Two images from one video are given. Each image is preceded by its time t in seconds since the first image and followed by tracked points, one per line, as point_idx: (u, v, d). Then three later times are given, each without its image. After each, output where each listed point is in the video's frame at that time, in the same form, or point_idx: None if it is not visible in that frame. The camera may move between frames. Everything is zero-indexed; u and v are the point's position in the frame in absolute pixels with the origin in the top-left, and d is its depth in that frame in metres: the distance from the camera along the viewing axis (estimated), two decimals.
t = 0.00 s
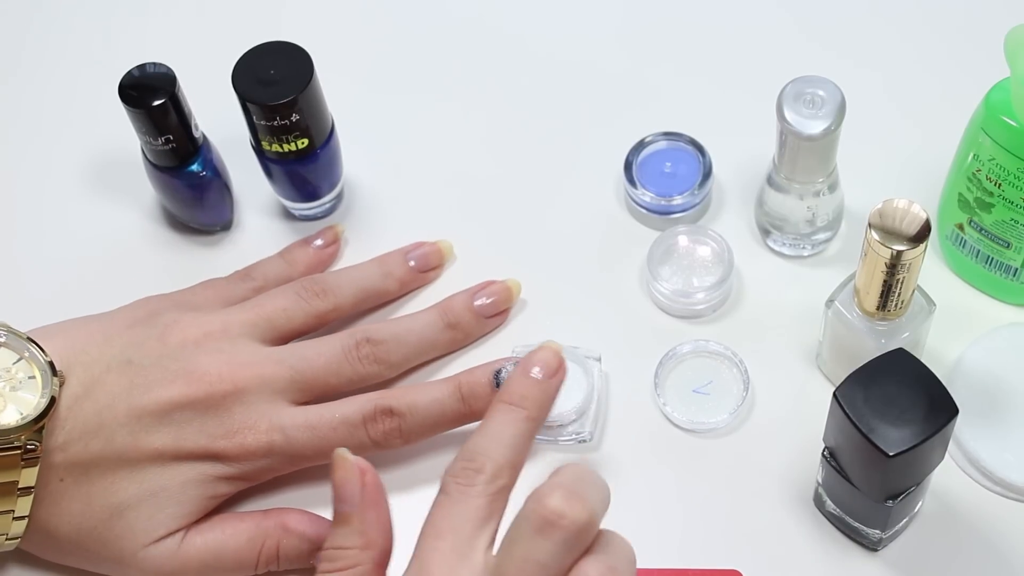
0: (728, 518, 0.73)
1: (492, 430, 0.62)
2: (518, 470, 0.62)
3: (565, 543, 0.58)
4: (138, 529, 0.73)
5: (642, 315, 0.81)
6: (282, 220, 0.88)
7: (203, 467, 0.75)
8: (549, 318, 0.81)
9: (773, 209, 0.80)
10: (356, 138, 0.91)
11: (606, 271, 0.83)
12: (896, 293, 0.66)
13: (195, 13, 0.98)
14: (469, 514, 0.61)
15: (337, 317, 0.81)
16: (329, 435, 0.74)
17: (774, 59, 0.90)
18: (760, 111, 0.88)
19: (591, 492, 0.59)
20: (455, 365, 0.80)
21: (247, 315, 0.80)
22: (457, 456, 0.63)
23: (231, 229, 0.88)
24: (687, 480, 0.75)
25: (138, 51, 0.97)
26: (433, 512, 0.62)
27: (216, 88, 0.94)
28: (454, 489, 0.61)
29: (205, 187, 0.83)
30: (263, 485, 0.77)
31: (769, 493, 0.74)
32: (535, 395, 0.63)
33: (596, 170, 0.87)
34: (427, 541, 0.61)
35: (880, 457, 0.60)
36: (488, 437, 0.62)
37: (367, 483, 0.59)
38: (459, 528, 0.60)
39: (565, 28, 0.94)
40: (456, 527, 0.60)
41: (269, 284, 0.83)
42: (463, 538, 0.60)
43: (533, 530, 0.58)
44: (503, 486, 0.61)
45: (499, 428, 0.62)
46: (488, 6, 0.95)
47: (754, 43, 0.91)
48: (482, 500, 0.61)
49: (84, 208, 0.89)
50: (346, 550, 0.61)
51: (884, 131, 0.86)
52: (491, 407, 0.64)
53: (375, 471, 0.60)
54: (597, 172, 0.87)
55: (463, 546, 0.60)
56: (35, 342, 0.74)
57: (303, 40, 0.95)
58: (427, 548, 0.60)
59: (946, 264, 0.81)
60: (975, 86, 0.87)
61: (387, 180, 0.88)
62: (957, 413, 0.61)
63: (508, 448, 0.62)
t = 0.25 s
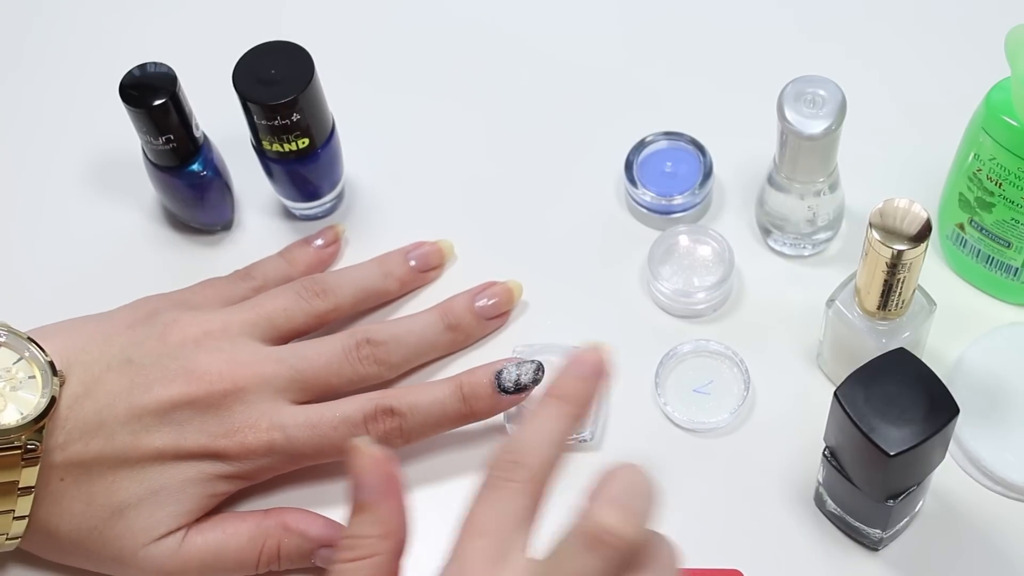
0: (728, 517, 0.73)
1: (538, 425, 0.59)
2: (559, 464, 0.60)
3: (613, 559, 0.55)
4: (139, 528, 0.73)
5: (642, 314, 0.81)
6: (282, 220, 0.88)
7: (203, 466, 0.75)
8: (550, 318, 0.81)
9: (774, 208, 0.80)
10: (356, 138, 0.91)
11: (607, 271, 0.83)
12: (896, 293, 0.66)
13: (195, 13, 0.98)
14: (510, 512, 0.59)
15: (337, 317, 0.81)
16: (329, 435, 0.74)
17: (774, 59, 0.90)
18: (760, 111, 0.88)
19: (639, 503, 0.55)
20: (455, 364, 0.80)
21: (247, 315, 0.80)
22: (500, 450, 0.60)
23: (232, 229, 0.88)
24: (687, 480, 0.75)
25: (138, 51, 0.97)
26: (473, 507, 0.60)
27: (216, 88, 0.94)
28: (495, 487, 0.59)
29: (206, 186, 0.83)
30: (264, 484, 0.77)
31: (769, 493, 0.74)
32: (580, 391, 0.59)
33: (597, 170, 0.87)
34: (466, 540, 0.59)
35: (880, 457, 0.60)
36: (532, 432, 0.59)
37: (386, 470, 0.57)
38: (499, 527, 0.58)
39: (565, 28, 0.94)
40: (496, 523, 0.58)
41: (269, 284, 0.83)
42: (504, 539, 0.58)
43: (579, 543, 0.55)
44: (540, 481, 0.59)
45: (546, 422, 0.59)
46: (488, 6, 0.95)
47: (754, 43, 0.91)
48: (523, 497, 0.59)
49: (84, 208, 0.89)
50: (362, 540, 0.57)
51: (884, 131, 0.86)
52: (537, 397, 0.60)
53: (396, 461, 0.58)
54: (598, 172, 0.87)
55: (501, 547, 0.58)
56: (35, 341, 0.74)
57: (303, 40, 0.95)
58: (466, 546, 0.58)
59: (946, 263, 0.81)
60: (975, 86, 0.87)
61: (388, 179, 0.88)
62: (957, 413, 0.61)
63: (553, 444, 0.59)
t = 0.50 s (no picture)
0: (728, 518, 0.73)
1: (502, 413, 0.60)
2: (533, 451, 0.61)
3: (598, 511, 0.56)
4: (138, 528, 0.73)
5: (642, 315, 0.81)
6: (282, 220, 0.88)
7: (203, 465, 0.75)
8: (549, 318, 0.81)
9: (774, 209, 0.80)
10: (356, 138, 0.91)
11: (606, 271, 0.83)
12: (896, 293, 0.66)
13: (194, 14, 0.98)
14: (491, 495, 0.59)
15: (337, 317, 0.81)
16: (328, 435, 0.74)
17: (774, 59, 0.90)
18: (760, 112, 0.88)
19: (617, 456, 0.57)
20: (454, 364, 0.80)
21: (247, 315, 0.80)
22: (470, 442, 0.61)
23: (232, 229, 0.88)
24: (687, 481, 0.75)
25: (138, 51, 0.97)
26: (454, 495, 0.60)
27: (216, 88, 0.94)
28: (472, 472, 0.60)
29: (205, 187, 0.83)
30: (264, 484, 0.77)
31: (769, 494, 0.74)
32: (542, 376, 0.60)
33: (596, 170, 0.87)
34: (450, 525, 0.59)
35: (880, 457, 0.60)
36: (499, 419, 0.60)
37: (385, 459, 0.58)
38: (484, 508, 0.59)
39: (565, 28, 0.94)
40: (480, 507, 0.59)
41: (269, 284, 0.83)
42: (488, 520, 0.59)
43: (561, 501, 0.56)
44: (519, 466, 0.60)
45: (509, 409, 0.60)
46: (488, 6, 0.95)
47: (754, 43, 0.91)
48: (502, 482, 0.59)
49: (84, 208, 0.89)
50: (374, 534, 0.60)
51: (884, 131, 0.86)
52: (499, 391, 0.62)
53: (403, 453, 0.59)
54: (597, 172, 0.87)
55: (488, 528, 0.59)
56: (34, 341, 0.74)
57: (303, 40, 0.95)
58: (452, 527, 0.59)
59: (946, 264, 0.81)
60: (975, 86, 0.87)
61: (387, 180, 0.88)
62: (957, 413, 0.61)
63: (521, 428, 0.60)
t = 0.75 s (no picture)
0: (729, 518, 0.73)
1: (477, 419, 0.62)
2: (508, 456, 0.62)
3: (579, 504, 0.56)
4: (137, 527, 0.73)
5: (642, 315, 0.81)
6: (283, 220, 0.88)
7: (202, 465, 0.75)
8: (549, 318, 0.81)
9: (774, 209, 0.80)
10: (356, 138, 0.91)
11: (606, 271, 0.83)
12: (896, 293, 0.66)
13: (194, 14, 0.97)
14: (471, 495, 0.60)
15: (336, 318, 0.81)
16: (328, 434, 0.75)
17: (774, 59, 0.90)
18: (760, 111, 0.88)
19: (594, 450, 0.57)
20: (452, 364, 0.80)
21: (247, 315, 0.80)
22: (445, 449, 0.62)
23: (232, 229, 0.88)
24: (687, 481, 0.75)
25: (138, 51, 0.97)
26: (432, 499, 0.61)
27: (216, 88, 0.94)
28: (449, 475, 0.61)
29: (206, 187, 0.83)
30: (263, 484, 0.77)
31: (769, 494, 0.74)
32: (511, 379, 0.63)
33: (596, 170, 0.87)
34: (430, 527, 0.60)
35: (880, 457, 0.60)
36: (475, 423, 0.62)
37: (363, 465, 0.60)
38: (463, 508, 0.60)
39: (566, 28, 0.94)
40: (459, 507, 0.60)
41: (269, 285, 0.83)
42: (470, 519, 0.59)
43: (542, 496, 0.56)
44: (497, 471, 0.61)
45: (483, 415, 0.62)
46: (488, 6, 0.95)
47: (754, 43, 0.91)
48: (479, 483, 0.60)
49: (84, 208, 0.89)
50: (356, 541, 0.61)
51: (884, 131, 0.86)
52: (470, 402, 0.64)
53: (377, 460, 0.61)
54: (597, 172, 0.87)
55: (469, 526, 0.59)
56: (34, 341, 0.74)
57: (303, 40, 0.95)
58: (435, 532, 0.59)
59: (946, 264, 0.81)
60: (975, 86, 0.87)
61: (387, 180, 0.88)
62: (957, 413, 0.61)
63: (498, 430, 0.62)
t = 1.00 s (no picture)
0: (729, 518, 0.73)
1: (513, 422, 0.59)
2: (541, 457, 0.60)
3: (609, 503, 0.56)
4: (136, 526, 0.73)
5: (642, 314, 0.81)
6: (282, 220, 0.88)
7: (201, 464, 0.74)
8: (549, 318, 0.81)
9: (773, 209, 0.80)
10: (356, 138, 0.91)
11: (606, 271, 0.83)
12: (896, 293, 0.66)
13: (194, 14, 0.97)
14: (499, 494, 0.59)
15: (335, 318, 0.81)
16: (327, 432, 0.74)
17: (774, 59, 0.90)
18: (760, 111, 0.88)
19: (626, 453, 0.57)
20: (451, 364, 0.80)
21: (245, 314, 0.80)
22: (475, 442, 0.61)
23: (231, 229, 0.88)
24: (687, 480, 0.75)
25: (138, 51, 0.97)
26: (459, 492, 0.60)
27: (215, 88, 0.94)
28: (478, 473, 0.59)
29: (205, 187, 0.83)
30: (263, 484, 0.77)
31: (769, 493, 0.74)
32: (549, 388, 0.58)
33: (596, 170, 0.87)
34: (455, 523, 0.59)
35: (879, 456, 0.60)
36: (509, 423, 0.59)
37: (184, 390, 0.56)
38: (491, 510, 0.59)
39: (566, 28, 0.94)
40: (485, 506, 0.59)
41: (268, 285, 0.83)
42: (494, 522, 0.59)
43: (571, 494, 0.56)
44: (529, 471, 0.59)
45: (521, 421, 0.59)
46: (487, 6, 0.95)
47: (753, 43, 0.91)
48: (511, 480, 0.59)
49: (84, 207, 0.89)
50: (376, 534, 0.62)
51: (883, 131, 0.86)
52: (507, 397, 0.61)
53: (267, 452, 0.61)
54: (597, 172, 0.87)
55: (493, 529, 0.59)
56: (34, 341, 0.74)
57: (302, 40, 0.95)
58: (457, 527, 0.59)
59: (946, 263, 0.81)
60: (975, 86, 0.87)
61: (387, 179, 0.88)
62: (957, 413, 0.61)
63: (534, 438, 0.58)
